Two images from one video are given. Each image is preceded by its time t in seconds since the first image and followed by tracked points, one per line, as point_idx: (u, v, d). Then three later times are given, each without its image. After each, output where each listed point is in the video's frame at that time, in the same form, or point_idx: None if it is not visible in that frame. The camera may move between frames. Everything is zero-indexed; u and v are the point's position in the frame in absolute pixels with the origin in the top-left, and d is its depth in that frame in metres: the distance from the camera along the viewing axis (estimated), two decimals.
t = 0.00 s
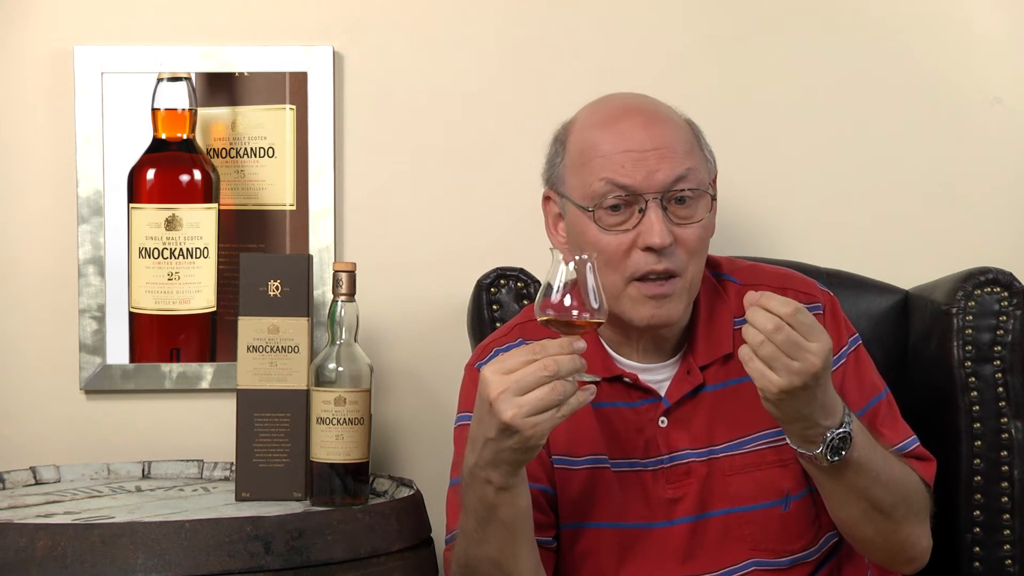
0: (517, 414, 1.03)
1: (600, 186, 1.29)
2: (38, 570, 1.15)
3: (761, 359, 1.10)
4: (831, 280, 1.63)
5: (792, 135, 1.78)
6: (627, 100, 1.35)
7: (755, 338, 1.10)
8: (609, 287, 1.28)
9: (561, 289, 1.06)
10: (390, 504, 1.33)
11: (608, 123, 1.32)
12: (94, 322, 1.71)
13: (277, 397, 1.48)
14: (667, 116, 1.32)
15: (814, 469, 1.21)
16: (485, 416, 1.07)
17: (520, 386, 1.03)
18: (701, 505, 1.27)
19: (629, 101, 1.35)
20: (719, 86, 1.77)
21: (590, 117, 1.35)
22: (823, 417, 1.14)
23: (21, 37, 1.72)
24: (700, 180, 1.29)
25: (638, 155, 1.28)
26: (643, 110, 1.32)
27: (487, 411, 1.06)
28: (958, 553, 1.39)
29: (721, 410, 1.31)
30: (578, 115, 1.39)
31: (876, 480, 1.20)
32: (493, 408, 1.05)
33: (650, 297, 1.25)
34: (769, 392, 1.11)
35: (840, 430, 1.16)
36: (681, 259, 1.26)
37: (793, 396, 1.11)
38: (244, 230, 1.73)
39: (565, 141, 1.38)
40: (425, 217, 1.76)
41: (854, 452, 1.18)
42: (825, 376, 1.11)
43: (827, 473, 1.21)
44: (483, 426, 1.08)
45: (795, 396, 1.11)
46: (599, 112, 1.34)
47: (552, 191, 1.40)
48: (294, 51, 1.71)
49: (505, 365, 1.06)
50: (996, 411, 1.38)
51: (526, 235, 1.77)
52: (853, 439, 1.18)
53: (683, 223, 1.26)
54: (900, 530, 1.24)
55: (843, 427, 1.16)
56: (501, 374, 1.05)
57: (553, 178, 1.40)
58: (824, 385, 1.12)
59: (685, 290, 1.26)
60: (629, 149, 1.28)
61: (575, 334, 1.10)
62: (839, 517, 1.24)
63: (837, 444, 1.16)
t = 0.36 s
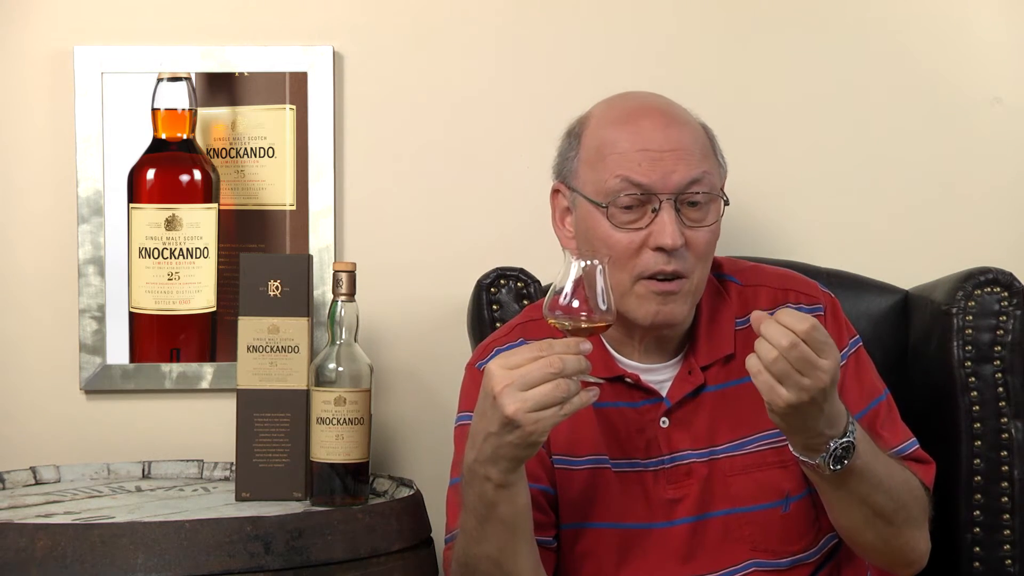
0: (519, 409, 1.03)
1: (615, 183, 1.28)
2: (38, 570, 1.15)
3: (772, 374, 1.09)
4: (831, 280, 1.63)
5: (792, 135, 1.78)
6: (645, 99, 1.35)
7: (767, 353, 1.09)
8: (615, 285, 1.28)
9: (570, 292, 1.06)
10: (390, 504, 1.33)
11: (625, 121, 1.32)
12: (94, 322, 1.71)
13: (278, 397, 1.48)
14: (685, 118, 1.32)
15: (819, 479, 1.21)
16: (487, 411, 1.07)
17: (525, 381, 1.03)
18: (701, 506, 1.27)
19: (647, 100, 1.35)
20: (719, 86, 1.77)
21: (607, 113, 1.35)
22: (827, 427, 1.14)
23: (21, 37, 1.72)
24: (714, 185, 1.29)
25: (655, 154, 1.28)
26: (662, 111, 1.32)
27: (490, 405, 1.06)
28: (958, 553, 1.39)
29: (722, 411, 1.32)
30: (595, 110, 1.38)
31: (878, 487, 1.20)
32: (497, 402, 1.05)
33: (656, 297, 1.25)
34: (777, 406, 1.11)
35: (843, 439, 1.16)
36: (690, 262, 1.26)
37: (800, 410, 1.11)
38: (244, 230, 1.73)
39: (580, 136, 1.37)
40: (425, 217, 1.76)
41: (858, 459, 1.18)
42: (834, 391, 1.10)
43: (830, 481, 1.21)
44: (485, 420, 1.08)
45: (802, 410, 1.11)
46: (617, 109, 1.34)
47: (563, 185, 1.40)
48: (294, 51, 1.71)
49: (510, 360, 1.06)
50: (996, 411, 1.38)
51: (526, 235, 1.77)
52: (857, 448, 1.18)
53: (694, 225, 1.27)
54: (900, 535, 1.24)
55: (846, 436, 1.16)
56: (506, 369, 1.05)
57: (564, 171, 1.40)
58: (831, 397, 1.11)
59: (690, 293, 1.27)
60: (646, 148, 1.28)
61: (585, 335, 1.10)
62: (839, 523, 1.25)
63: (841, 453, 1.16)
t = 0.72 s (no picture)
0: (514, 408, 1.03)
1: (620, 181, 1.28)
2: (38, 570, 1.15)
3: (756, 365, 1.10)
4: (831, 280, 1.63)
5: (792, 134, 1.78)
6: (653, 100, 1.35)
7: (749, 344, 1.11)
8: (616, 284, 1.28)
9: (566, 292, 1.06)
10: (390, 504, 1.33)
11: (632, 120, 1.32)
12: (94, 322, 1.71)
13: (278, 398, 1.48)
14: (692, 120, 1.32)
15: (814, 475, 1.21)
16: (482, 410, 1.08)
17: (520, 381, 1.03)
18: (702, 506, 1.27)
19: (655, 101, 1.35)
20: (719, 86, 1.77)
21: (615, 112, 1.35)
22: (820, 423, 1.14)
23: (21, 38, 1.72)
24: (718, 187, 1.29)
25: (661, 154, 1.28)
26: (670, 112, 1.32)
27: (486, 405, 1.06)
28: (958, 553, 1.39)
29: (723, 412, 1.32)
30: (602, 109, 1.38)
31: (875, 485, 1.20)
32: (492, 402, 1.05)
33: (657, 297, 1.25)
34: (765, 399, 1.11)
35: (838, 436, 1.16)
36: (692, 264, 1.26)
37: (788, 403, 1.12)
38: (244, 230, 1.73)
39: (586, 133, 1.37)
40: (425, 217, 1.76)
41: (852, 457, 1.18)
42: (822, 384, 1.11)
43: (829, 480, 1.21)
44: (480, 419, 1.08)
45: (789, 403, 1.12)
46: (624, 108, 1.34)
47: (568, 182, 1.40)
48: (294, 51, 1.71)
49: (505, 360, 1.06)
50: (996, 411, 1.38)
51: (526, 236, 1.77)
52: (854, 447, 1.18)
53: (698, 228, 1.27)
54: (899, 536, 1.24)
55: (841, 433, 1.16)
56: (501, 368, 1.05)
57: (569, 169, 1.40)
58: (821, 391, 1.12)
59: (691, 295, 1.27)
60: (651, 148, 1.28)
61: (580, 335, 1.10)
62: (839, 523, 1.25)
63: (835, 450, 1.16)
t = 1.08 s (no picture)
0: (514, 406, 1.03)
1: (627, 181, 1.28)
2: (38, 570, 1.15)
3: (775, 367, 1.09)
4: (831, 280, 1.63)
5: (792, 134, 1.78)
6: (663, 100, 1.35)
7: (771, 345, 1.08)
8: (620, 283, 1.28)
9: (565, 291, 1.06)
10: (390, 504, 1.32)
11: (642, 120, 1.31)
12: (94, 322, 1.71)
13: (277, 398, 1.48)
14: (702, 123, 1.32)
15: (821, 479, 1.21)
16: (482, 409, 1.07)
17: (519, 378, 1.03)
18: (702, 506, 1.27)
19: (665, 101, 1.35)
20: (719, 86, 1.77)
21: (625, 111, 1.35)
22: (829, 428, 1.14)
23: (21, 37, 1.72)
24: (726, 191, 1.29)
25: (669, 155, 1.28)
26: (680, 113, 1.32)
27: (485, 402, 1.06)
28: (958, 554, 1.39)
29: (723, 411, 1.32)
30: (611, 107, 1.38)
31: (880, 487, 1.20)
32: (491, 399, 1.05)
33: (661, 298, 1.25)
34: (778, 402, 1.11)
35: (846, 441, 1.15)
36: (697, 266, 1.26)
37: (801, 408, 1.11)
38: (244, 230, 1.73)
39: (594, 131, 1.37)
40: (424, 218, 1.76)
41: (859, 460, 1.18)
42: (837, 392, 1.10)
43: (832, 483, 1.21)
44: (479, 417, 1.08)
45: (802, 408, 1.11)
46: (634, 108, 1.34)
47: (574, 180, 1.39)
48: (293, 51, 1.71)
49: (505, 357, 1.05)
50: (996, 411, 1.38)
51: (526, 235, 1.77)
52: (858, 451, 1.17)
53: (704, 230, 1.27)
54: (899, 535, 1.24)
55: (849, 439, 1.16)
56: (500, 366, 1.05)
57: (576, 166, 1.40)
58: (835, 397, 1.11)
59: (695, 297, 1.27)
60: (660, 148, 1.28)
61: (577, 334, 1.09)
62: (839, 523, 1.25)
63: (842, 454, 1.16)
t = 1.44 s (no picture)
0: (514, 411, 1.03)
1: (625, 182, 1.28)
2: (38, 570, 1.15)
3: (762, 356, 1.10)
4: (831, 280, 1.63)
5: (792, 134, 1.78)
6: (661, 100, 1.35)
7: (758, 334, 1.09)
8: (618, 284, 1.28)
9: (557, 287, 1.06)
10: (390, 504, 1.32)
11: (639, 121, 1.31)
12: (94, 322, 1.71)
13: (277, 398, 1.48)
14: (700, 123, 1.32)
15: (816, 475, 1.21)
16: (481, 415, 1.07)
17: (517, 384, 1.03)
18: (702, 505, 1.27)
19: (663, 101, 1.35)
20: (719, 86, 1.77)
21: (623, 111, 1.35)
22: (820, 422, 1.14)
23: (21, 37, 1.72)
24: (724, 191, 1.29)
25: (667, 156, 1.28)
26: (678, 114, 1.32)
27: (484, 409, 1.06)
28: (959, 554, 1.39)
29: (722, 410, 1.32)
30: (609, 108, 1.38)
31: (876, 484, 1.20)
32: (490, 406, 1.05)
33: (659, 298, 1.25)
34: (765, 391, 1.11)
35: (839, 437, 1.16)
36: (695, 266, 1.26)
37: (789, 398, 1.12)
38: (244, 230, 1.73)
39: (592, 132, 1.37)
40: (424, 218, 1.76)
41: (854, 458, 1.18)
42: (825, 384, 1.10)
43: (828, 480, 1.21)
44: (479, 423, 1.08)
45: (790, 399, 1.12)
46: (631, 108, 1.34)
47: (572, 180, 1.39)
48: (293, 51, 1.71)
49: (502, 363, 1.05)
50: (996, 411, 1.38)
51: (526, 236, 1.77)
52: (852, 447, 1.17)
53: (702, 231, 1.27)
54: (898, 534, 1.24)
55: (843, 434, 1.16)
56: (498, 372, 1.05)
57: (574, 167, 1.40)
58: (823, 390, 1.12)
59: (694, 297, 1.27)
60: (657, 149, 1.28)
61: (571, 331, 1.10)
62: (838, 521, 1.25)
63: (834, 450, 1.16)
